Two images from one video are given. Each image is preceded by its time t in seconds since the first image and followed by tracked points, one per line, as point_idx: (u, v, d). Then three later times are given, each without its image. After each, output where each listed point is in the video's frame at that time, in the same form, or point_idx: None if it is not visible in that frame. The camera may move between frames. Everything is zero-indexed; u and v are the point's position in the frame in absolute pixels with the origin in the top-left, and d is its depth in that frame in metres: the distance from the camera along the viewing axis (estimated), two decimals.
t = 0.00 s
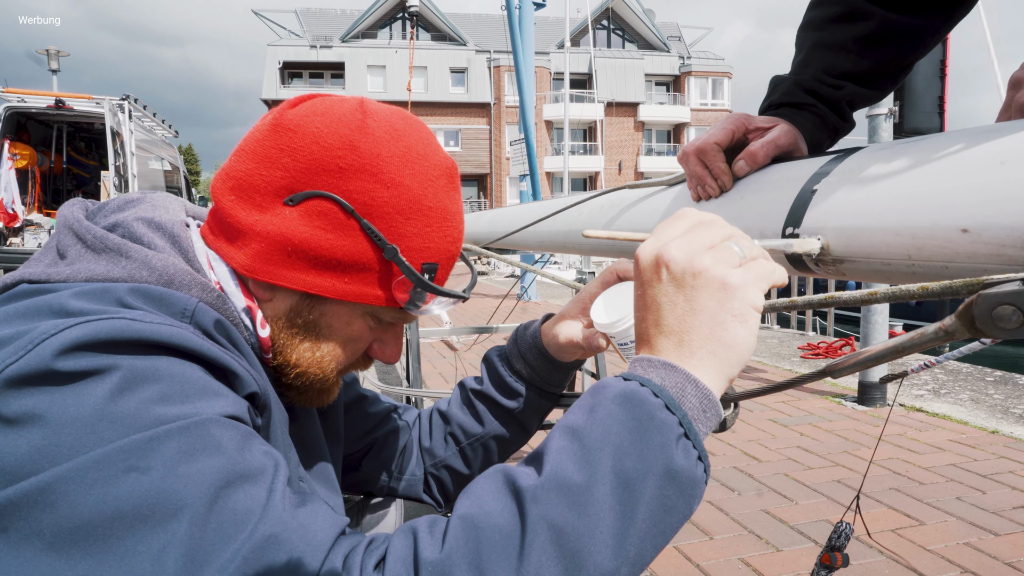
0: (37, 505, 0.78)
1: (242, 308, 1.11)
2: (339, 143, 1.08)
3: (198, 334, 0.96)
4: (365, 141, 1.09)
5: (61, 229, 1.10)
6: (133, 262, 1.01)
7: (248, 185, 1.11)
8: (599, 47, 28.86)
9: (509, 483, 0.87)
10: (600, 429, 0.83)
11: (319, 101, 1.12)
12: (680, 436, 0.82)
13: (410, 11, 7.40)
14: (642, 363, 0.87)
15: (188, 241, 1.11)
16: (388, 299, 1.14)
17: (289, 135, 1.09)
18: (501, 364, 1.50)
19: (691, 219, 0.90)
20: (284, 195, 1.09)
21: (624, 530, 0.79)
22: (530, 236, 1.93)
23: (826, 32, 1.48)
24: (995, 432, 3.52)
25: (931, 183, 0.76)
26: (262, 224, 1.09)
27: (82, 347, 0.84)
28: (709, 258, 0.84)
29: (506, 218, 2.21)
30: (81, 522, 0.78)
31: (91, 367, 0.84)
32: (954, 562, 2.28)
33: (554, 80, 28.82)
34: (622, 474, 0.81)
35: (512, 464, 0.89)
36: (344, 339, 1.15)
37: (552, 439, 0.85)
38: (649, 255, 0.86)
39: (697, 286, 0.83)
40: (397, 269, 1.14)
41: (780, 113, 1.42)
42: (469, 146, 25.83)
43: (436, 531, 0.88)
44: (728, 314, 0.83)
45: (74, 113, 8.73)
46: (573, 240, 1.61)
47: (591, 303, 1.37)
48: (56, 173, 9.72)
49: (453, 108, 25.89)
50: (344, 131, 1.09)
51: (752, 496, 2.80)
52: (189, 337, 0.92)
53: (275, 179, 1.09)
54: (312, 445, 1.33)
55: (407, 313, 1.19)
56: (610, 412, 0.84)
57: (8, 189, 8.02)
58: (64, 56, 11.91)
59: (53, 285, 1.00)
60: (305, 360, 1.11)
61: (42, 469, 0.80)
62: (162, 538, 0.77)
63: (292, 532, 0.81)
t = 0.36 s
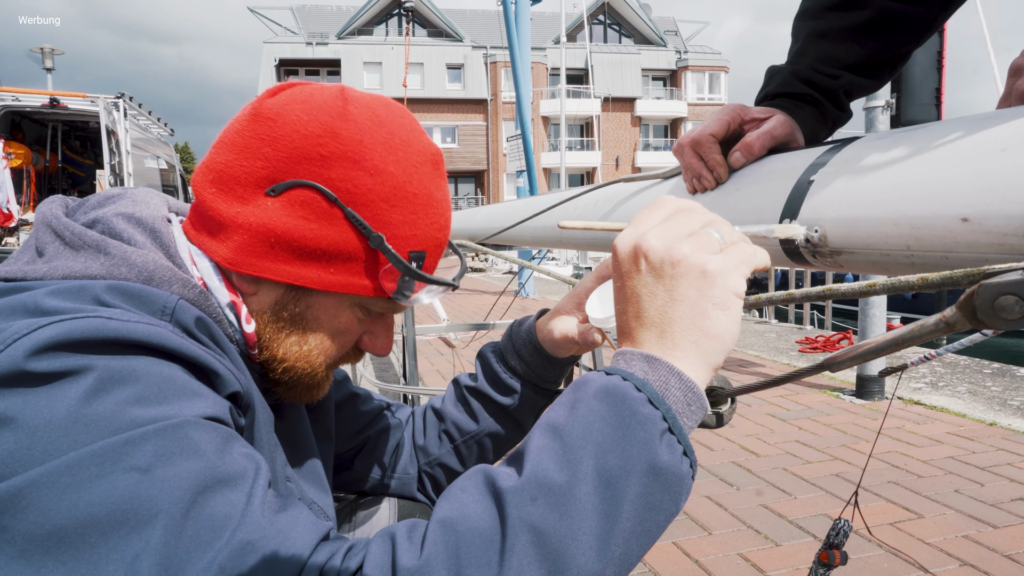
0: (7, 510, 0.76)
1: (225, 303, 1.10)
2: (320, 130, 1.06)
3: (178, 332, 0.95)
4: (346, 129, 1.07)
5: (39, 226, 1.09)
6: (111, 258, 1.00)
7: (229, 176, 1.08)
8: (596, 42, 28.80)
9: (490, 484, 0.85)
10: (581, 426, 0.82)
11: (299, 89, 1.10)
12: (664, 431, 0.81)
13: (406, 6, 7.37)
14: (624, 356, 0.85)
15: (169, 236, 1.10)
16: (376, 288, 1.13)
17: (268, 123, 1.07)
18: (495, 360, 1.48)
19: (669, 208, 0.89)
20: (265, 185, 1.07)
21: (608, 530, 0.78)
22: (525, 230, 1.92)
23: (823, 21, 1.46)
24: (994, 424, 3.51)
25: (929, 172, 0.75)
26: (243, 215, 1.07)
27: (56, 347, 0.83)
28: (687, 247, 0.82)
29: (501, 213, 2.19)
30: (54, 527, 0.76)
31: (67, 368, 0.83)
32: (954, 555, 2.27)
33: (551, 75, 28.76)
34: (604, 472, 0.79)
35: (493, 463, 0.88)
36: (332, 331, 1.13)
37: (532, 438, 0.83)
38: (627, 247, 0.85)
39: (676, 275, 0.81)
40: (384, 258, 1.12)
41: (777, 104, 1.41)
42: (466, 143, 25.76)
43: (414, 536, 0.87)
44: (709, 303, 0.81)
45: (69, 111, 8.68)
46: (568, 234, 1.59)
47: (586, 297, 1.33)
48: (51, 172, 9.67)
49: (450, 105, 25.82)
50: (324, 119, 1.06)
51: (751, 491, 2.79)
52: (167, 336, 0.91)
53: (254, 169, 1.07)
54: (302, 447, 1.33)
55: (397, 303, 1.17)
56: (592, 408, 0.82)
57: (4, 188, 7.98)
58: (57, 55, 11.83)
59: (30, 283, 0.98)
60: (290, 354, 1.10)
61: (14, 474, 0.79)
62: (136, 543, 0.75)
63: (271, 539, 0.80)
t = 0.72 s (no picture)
0: None
1: (214, 283, 1.12)
2: (212, 68, 1.11)
3: (169, 331, 0.93)
4: (234, 54, 1.11)
5: (23, 223, 1.06)
6: (94, 252, 0.97)
7: (161, 159, 1.14)
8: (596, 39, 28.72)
9: (491, 491, 0.83)
10: (585, 431, 0.79)
11: (183, 56, 1.16)
12: (673, 436, 0.78)
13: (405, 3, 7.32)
14: (630, 356, 0.83)
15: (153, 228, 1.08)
16: (341, 190, 1.14)
17: (169, 94, 1.12)
18: (495, 358, 1.46)
19: (675, 197, 0.86)
20: (192, 146, 1.12)
21: (613, 540, 0.75)
22: (525, 226, 1.89)
23: (827, 11, 1.43)
24: (996, 421, 3.48)
25: (938, 163, 0.72)
26: (183, 181, 1.12)
27: (41, 348, 0.81)
28: (695, 241, 0.79)
29: (500, 208, 2.16)
30: (35, 537, 0.72)
31: (52, 369, 0.80)
32: (958, 554, 2.24)
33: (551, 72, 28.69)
34: (609, 480, 0.76)
35: (493, 471, 0.86)
36: (328, 252, 1.14)
37: (535, 444, 0.80)
38: (633, 240, 0.82)
39: (685, 271, 0.78)
40: (330, 154, 1.14)
41: (782, 96, 1.38)
42: (466, 140, 25.70)
43: (411, 546, 0.84)
44: (720, 297, 0.78)
45: (67, 110, 8.63)
46: (568, 230, 1.56)
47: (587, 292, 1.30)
48: (50, 171, 9.61)
49: (450, 102, 25.75)
50: (210, 56, 1.11)
51: (754, 489, 2.76)
52: (157, 335, 0.89)
53: (177, 138, 1.12)
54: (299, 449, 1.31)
55: (378, 203, 1.18)
56: (597, 412, 0.80)
57: (3, 186, 7.94)
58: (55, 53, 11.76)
59: (15, 281, 0.96)
60: (290, 297, 1.11)
61: None
62: (121, 553, 0.72)
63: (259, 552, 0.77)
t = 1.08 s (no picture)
0: None
1: (203, 277, 1.11)
2: (189, 54, 1.10)
3: (162, 327, 0.92)
4: (211, 39, 1.11)
5: (9, 218, 1.05)
6: (83, 247, 0.96)
7: (143, 149, 1.15)
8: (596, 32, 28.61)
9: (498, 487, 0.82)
10: (596, 429, 0.77)
11: (163, 44, 1.16)
12: (684, 436, 0.77)
13: None
14: (641, 354, 0.81)
15: (140, 222, 1.08)
16: (324, 177, 1.13)
17: (148, 82, 1.13)
18: (494, 352, 1.44)
19: (685, 193, 0.84)
20: (172, 134, 1.12)
21: (623, 540, 0.74)
22: (525, 220, 1.87)
23: None
24: (999, 414, 3.47)
25: (944, 152, 0.71)
26: (163, 170, 1.12)
27: (33, 345, 0.79)
28: (708, 240, 0.78)
29: (501, 202, 2.15)
30: (29, 537, 0.71)
31: (44, 367, 0.79)
32: (961, 548, 2.23)
33: (552, 66, 28.59)
34: (620, 479, 0.75)
35: (501, 466, 0.84)
36: (312, 242, 1.13)
37: (545, 441, 0.79)
38: (644, 238, 0.81)
39: (697, 270, 0.77)
40: (310, 139, 1.13)
41: (785, 87, 1.36)
42: (467, 134, 25.64)
43: (419, 541, 0.83)
44: (732, 297, 0.77)
45: (67, 106, 8.60)
46: (569, 223, 1.54)
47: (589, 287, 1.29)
48: (50, 167, 9.59)
49: (450, 96, 25.67)
50: (188, 41, 1.11)
51: (756, 484, 2.75)
52: (150, 331, 0.88)
53: (158, 126, 1.12)
54: (298, 445, 1.30)
55: (364, 190, 1.16)
56: (608, 411, 0.78)
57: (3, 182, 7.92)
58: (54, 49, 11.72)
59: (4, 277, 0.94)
60: (275, 289, 1.10)
61: None
62: (118, 552, 0.71)
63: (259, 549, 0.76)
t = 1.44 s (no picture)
0: None
1: (212, 286, 1.13)
2: (196, 65, 1.12)
3: (171, 335, 0.92)
4: (217, 50, 1.12)
5: (19, 228, 1.06)
6: (92, 256, 0.97)
7: (150, 159, 1.16)
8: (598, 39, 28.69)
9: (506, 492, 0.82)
10: (605, 436, 0.78)
11: (170, 55, 1.17)
12: (693, 443, 0.77)
13: (406, 3, 7.32)
14: (652, 364, 0.82)
15: (149, 232, 1.09)
16: (329, 187, 1.14)
17: (155, 93, 1.14)
18: (499, 361, 1.45)
19: (691, 211, 0.85)
20: (178, 145, 1.13)
21: (633, 545, 0.74)
22: (528, 227, 1.88)
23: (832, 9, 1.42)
24: (1003, 420, 3.46)
25: (945, 161, 0.71)
26: (171, 180, 1.13)
27: (44, 353, 0.80)
28: (710, 249, 0.78)
29: (503, 210, 2.16)
30: (41, 542, 0.71)
31: (55, 374, 0.80)
32: (964, 555, 2.23)
33: (554, 72, 28.67)
34: (630, 485, 0.76)
35: (512, 473, 0.85)
36: (318, 251, 1.14)
37: (555, 447, 0.80)
38: (649, 251, 0.82)
39: (700, 279, 0.78)
40: (316, 149, 1.14)
41: (787, 95, 1.37)
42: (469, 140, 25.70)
43: (428, 546, 0.84)
44: (734, 303, 0.77)
45: (71, 112, 8.63)
46: (572, 231, 1.55)
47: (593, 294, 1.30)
48: (54, 173, 9.62)
49: (452, 103, 25.73)
50: (195, 52, 1.12)
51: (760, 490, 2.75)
52: (159, 339, 0.89)
53: (164, 137, 1.14)
54: (304, 453, 1.31)
55: (369, 201, 1.17)
56: (617, 418, 0.79)
57: (7, 189, 7.95)
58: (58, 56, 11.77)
59: (14, 287, 0.95)
60: (283, 298, 1.11)
61: None
62: (129, 556, 0.71)
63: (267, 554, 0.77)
